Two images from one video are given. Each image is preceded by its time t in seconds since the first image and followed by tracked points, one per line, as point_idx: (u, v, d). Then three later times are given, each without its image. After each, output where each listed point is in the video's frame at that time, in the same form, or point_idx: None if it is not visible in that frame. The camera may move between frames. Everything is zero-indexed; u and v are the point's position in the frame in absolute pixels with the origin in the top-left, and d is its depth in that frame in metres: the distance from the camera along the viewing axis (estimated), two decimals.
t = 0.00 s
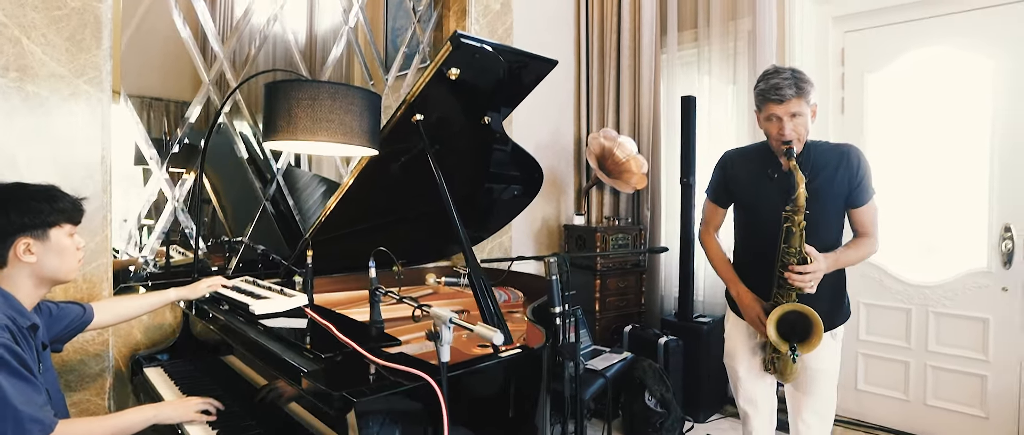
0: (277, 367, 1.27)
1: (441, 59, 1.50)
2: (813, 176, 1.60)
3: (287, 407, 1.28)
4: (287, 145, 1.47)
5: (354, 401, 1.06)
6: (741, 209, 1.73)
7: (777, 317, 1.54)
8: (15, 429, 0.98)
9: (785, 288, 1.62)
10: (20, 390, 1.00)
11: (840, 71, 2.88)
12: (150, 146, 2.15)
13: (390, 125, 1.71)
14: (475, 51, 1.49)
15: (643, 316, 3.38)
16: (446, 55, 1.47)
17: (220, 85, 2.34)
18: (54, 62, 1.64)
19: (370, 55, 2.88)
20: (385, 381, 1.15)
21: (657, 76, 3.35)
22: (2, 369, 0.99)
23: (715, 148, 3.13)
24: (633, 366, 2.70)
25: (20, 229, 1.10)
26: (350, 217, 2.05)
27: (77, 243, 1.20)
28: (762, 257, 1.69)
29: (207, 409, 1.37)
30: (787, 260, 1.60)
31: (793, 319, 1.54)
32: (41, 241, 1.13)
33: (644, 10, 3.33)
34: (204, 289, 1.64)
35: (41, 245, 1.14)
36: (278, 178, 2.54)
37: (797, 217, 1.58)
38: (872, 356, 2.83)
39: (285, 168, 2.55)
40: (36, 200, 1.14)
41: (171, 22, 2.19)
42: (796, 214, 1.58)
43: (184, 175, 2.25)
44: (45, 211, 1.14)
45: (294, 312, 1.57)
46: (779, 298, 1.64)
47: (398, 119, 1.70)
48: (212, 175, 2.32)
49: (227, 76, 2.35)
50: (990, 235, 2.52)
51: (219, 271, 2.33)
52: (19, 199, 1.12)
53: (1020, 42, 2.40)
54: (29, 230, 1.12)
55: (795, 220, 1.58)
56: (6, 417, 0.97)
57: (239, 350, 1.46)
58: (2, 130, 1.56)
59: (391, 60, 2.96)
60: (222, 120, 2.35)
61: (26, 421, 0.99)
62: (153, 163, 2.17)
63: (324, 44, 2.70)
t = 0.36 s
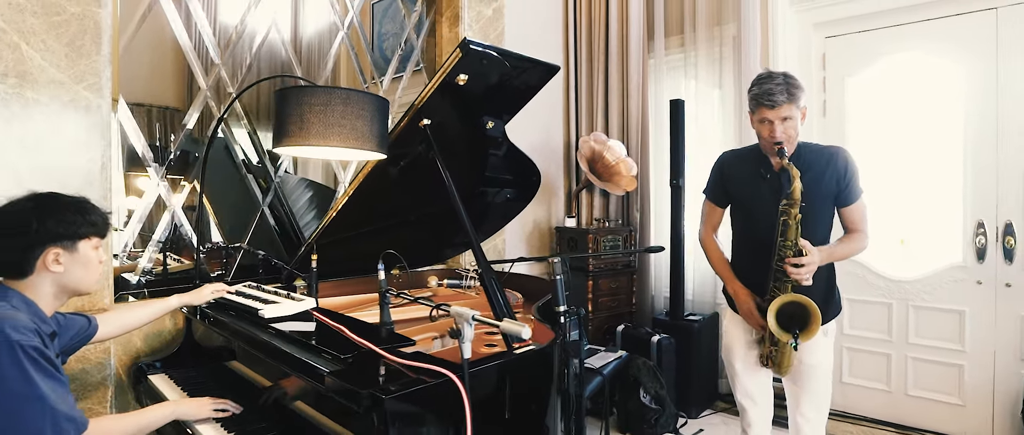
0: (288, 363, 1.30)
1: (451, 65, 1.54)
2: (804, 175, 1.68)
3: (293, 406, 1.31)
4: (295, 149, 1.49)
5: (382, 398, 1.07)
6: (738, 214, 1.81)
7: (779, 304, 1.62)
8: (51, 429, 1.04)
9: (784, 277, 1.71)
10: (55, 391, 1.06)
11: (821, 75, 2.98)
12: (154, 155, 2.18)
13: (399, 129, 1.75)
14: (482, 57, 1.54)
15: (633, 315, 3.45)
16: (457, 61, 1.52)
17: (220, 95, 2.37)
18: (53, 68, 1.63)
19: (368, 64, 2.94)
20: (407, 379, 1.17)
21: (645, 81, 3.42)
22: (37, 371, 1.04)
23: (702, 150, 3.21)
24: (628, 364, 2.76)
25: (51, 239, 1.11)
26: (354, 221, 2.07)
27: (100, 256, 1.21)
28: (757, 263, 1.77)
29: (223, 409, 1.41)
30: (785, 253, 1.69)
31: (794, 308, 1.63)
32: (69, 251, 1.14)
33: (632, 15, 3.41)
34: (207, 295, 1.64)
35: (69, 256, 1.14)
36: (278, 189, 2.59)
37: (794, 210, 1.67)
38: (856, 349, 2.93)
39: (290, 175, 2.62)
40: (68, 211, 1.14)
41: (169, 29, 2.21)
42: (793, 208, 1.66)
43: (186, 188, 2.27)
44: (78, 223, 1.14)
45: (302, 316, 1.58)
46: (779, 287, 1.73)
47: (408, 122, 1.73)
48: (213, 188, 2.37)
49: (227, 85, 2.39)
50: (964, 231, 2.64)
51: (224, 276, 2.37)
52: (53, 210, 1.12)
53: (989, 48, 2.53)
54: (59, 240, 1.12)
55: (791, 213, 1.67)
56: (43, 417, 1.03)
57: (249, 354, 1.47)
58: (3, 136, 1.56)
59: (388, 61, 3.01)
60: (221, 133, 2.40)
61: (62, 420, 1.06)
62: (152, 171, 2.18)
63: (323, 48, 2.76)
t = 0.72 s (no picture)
0: (304, 359, 1.34)
1: (461, 70, 1.60)
2: (790, 175, 1.76)
3: (303, 401, 1.34)
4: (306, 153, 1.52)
5: (404, 391, 1.12)
6: (735, 218, 1.87)
7: (778, 297, 1.68)
8: (89, 422, 1.06)
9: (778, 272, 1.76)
10: (90, 386, 1.10)
11: (811, 78, 3.06)
12: (155, 156, 2.20)
13: (408, 133, 1.80)
14: (491, 63, 1.59)
15: (629, 314, 3.50)
16: (467, 67, 1.57)
17: (222, 99, 2.41)
18: (64, 73, 1.74)
19: (364, 56, 2.97)
20: (424, 374, 1.22)
21: (639, 84, 3.48)
22: (75, 366, 1.08)
23: (695, 151, 3.28)
24: (625, 361, 2.81)
25: (119, 261, 1.16)
26: (359, 222, 2.11)
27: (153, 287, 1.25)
28: (757, 263, 1.83)
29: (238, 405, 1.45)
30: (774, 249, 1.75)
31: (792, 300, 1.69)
32: (129, 278, 1.19)
33: (626, 19, 3.47)
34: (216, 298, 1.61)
35: (126, 282, 1.19)
36: (280, 194, 2.62)
37: (779, 207, 1.74)
38: (846, 345, 3.00)
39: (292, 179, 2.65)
40: (145, 244, 1.20)
41: (174, 35, 2.25)
42: (779, 204, 1.74)
43: (191, 194, 2.31)
44: (146, 253, 1.19)
45: (312, 316, 1.61)
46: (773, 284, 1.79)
47: (416, 126, 1.78)
48: (215, 193, 2.39)
49: (230, 91, 2.43)
50: (950, 229, 2.72)
51: (230, 277, 2.41)
52: (130, 236, 1.18)
53: (972, 52, 2.61)
54: (125, 265, 1.17)
55: (777, 209, 1.74)
56: (81, 411, 1.06)
57: (261, 354, 1.50)
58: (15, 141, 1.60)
59: (389, 63, 3.06)
60: (212, 142, 2.38)
61: (98, 414, 1.08)
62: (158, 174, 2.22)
63: (323, 51, 2.80)
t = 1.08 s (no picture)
0: (310, 358, 1.38)
1: (461, 79, 1.64)
2: (780, 175, 1.82)
3: (309, 400, 1.38)
4: (311, 158, 1.57)
5: (406, 387, 1.16)
6: (735, 226, 1.93)
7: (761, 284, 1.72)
8: (97, 421, 1.09)
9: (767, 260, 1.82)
10: (99, 385, 1.13)
11: (807, 84, 3.11)
12: (162, 158, 2.24)
13: (411, 138, 1.84)
14: (489, 73, 1.64)
15: (627, 316, 3.54)
16: (467, 75, 1.61)
17: (227, 104, 2.46)
18: (75, 79, 1.81)
19: (365, 59, 3.02)
20: (425, 371, 1.26)
21: (637, 89, 3.54)
22: (85, 365, 1.11)
23: (693, 155, 3.33)
24: (623, 362, 2.85)
25: (105, 245, 1.19)
26: (361, 225, 2.15)
27: (148, 265, 1.28)
28: (751, 265, 1.87)
29: (244, 400, 1.49)
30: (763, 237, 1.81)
31: (778, 285, 1.71)
32: (121, 259, 1.22)
33: (624, 26, 3.52)
34: (221, 298, 1.67)
35: (120, 263, 1.22)
36: (284, 198, 2.66)
37: (763, 192, 1.79)
38: (842, 348, 3.04)
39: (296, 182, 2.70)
40: (128, 223, 1.22)
41: (181, 41, 2.30)
42: (762, 189, 1.79)
43: (197, 196, 2.35)
44: (130, 233, 1.22)
45: (316, 316, 1.66)
46: (762, 268, 1.84)
47: (417, 132, 1.83)
48: (221, 198, 2.44)
49: (235, 95, 2.48)
50: (943, 233, 2.76)
51: (235, 277, 2.45)
52: (110, 219, 1.21)
53: (964, 59, 2.66)
54: (113, 248, 1.20)
55: (761, 195, 1.80)
56: (91, 409, 1.09)
57: (266, 353, 1.54)
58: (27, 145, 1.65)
59: (391, 67, 3.11)
60: (217, 146, 2.42)
61: (105, 413, 1.11)
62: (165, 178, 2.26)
63: (326, 56, 2.85)
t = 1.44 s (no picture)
0: (310, 355, 1.43)
1: (456, 85, 1.69)
2: (776, 177, 1.85)
3: (310, 397, 1.43)
4: (311, 161, 1.61)
5: (399, 383, 1.20)
6: (728, 229, 1.96)
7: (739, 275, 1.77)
8: (97, 414, 1.13)
9: (751, 248, 1.83)
10: (98, 379, 1.17)
11: (804, 89, 3.14)
12: (169, 159, 2.30)
13: (409, 142, 1.88)
14: (482, 80, 1.69)
15: (625, 318, 3.58)
16: (461, 82, 1.66)
17: (232, 107, 2.51)
18: (85, 83, 1.87)
19: (369, 68, 3.07)
20: (419, 368, 1.30)
21: (636, 94, 3.58)
22: (83, 360, 1.16)
23: (690, 159, 3.37)
24: (620, 364, 2.89)
25: (83, 240, 1.22)
26: (361, 226, 2.20)
27: (132, 250, 1.32)
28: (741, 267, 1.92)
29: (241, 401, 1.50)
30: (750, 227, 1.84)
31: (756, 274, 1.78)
32: (102, 250, 1.25)
33: (623, 31, 3.56)
34: (220, 295, 1.75)
35: (103, 253, 1.25)
36: (286, 198, 2.71)
37: (755, 182, 1.82)
38: (837, 352, 3.04)
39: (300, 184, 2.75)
40: (98, 214, 1.24)
41: (188, 45, 2.36)
42: (754, 182, 1.83)
43: (202, 196, 2.40)
44: (106, 224, 1.24)
45: (317, 315, 1.70)
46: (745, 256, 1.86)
47: (414, 137, 1.88)
48: (224, 199, 2.49)
49: (240, 99, 2.53)
50: (938, 239, 2.78)
51: (238, 278, 2.51)
52: (82, 212, 1.23)
53: (959, 66, 2.69)
54: (90, 241, 1.23)
55: (752, 183, 1.83)
56: (90, 403, 1.14)
57: (268, 350, 1.59)
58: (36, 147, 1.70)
59: (394, 70, 3.16)
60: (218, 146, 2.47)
61: (105, 407, 1.15)
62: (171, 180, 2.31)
63: (330, 60, 2.90)
